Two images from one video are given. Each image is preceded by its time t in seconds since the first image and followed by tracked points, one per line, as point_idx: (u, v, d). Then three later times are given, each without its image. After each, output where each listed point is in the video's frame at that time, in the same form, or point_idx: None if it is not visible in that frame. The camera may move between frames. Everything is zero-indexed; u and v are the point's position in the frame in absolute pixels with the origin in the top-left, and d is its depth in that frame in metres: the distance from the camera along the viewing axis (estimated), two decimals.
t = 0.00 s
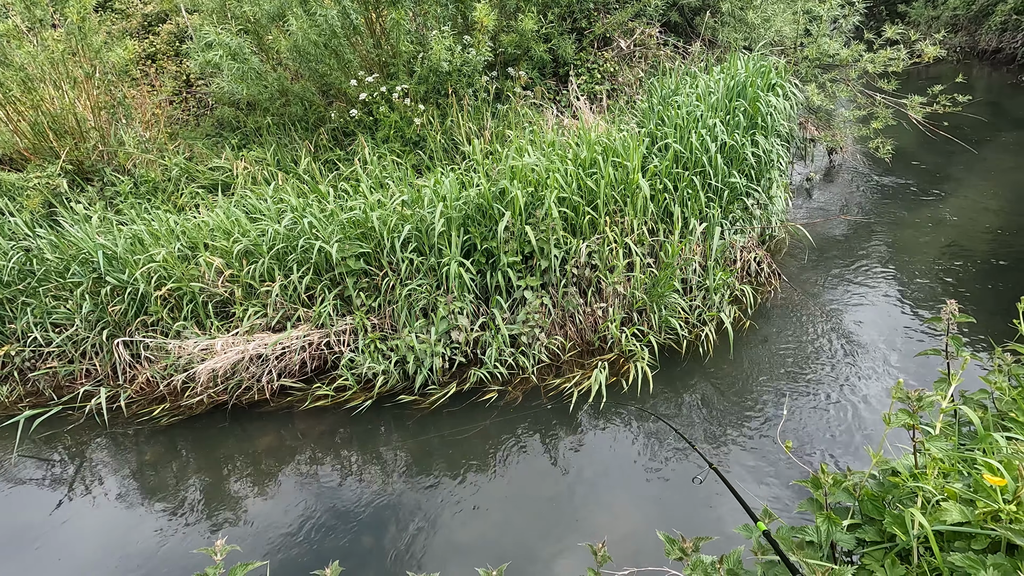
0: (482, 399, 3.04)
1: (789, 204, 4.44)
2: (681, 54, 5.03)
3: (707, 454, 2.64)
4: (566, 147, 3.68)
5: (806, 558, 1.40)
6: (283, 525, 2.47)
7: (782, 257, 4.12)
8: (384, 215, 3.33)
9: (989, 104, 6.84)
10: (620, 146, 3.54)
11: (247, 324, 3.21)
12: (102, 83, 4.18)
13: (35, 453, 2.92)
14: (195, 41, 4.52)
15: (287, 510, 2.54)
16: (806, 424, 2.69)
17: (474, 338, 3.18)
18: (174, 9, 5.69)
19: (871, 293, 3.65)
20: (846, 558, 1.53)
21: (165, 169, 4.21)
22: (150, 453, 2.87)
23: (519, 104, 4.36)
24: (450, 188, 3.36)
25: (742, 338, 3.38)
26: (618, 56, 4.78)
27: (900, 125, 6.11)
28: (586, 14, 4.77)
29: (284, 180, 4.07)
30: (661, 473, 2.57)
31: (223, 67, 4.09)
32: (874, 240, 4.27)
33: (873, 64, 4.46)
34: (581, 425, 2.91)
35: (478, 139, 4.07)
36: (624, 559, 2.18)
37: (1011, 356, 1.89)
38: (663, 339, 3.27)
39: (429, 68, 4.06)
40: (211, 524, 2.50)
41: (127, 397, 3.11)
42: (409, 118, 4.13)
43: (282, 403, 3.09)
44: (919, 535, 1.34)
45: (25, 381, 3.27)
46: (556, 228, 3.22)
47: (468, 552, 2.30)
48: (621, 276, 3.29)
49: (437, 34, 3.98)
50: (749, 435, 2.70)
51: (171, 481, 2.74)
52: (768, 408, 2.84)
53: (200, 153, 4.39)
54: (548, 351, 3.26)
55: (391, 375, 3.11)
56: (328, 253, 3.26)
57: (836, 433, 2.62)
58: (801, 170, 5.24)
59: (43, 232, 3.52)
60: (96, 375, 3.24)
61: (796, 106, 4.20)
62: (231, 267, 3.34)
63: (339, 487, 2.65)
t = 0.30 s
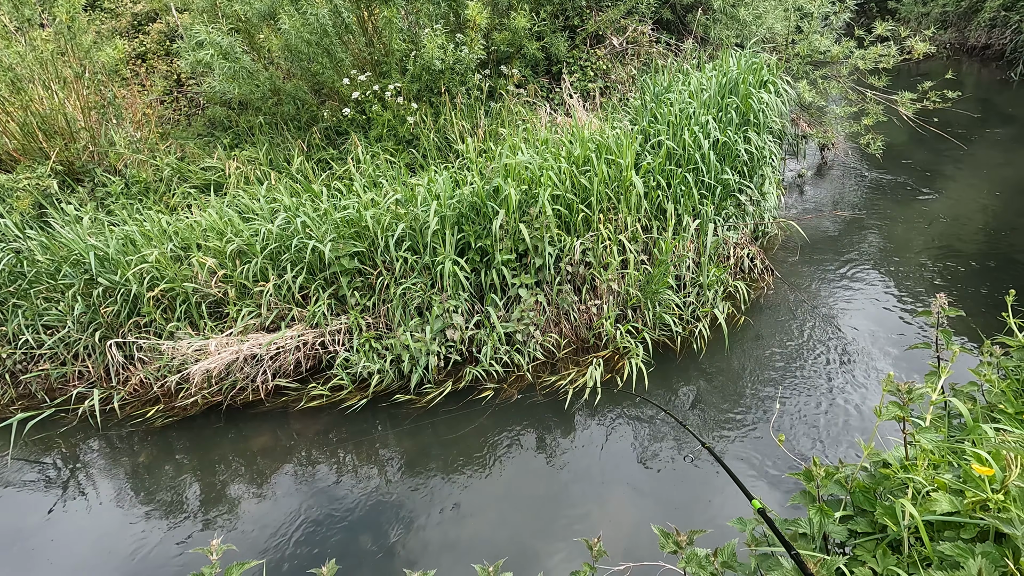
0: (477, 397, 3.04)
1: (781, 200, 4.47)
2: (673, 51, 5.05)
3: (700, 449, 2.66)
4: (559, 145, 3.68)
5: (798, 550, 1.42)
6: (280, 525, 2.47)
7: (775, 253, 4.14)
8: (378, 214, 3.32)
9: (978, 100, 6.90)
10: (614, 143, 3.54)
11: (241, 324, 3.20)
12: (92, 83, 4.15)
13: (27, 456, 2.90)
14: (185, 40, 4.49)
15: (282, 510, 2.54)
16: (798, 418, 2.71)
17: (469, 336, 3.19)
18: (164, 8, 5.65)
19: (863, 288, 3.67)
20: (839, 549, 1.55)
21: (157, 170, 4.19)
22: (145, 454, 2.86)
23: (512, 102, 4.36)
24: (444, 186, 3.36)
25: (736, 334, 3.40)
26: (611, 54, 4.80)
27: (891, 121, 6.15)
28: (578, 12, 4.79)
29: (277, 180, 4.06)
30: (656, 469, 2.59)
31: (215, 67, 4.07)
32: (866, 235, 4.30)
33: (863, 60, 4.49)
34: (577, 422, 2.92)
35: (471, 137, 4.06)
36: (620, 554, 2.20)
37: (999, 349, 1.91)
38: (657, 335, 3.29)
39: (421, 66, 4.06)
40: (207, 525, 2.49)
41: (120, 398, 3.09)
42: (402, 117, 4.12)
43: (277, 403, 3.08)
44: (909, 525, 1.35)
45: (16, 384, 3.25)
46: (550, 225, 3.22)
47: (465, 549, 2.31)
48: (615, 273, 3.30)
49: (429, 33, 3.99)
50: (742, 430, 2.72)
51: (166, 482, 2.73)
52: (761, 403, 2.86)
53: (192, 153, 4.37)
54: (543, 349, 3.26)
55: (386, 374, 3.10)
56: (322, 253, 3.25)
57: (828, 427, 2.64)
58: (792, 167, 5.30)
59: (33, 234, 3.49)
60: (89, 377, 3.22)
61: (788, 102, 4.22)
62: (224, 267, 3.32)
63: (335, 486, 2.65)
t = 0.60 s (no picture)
0: (472, 395, 3.05)
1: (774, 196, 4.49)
2: (666, 48, 5.07)
3: (694, 445, 2.68)
4: (553, 143, 3.69)
5: (787, 542, 1.43)
6: (276, 525, 2.47)
7: (768, 249, 4.16)
8: (371, 213, 3.32)
9: (969, 95, 6.94)
10: (607, 141, 3.55)
11: (235, 324, 3.19)
12: (82, 83, 4.12)
13: (20, 459, 2.88)
14: (176, 40, 4.47)
15: (278, 510, 2.54)
16: (790, 413, 2.74)
17: (464, 334, 3.19)
18: (155, 8, 5.62)
19: (855, 284, 3.70)
20: (829, 542, 1.56)
21: (148, 170, 4.17)
22: (140, 456, 2.85)
23: (505, 100, 4.36)
24: (438, 184, 3.35)
25: (730, 329, 3.41)
26: (604, 51, 4.81)
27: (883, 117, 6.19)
28: (570, 9, 4.80)
29: (270, 179, 4.05)
30: (650, 465, 2.60)
31: (206, 66, 4.05)
32: (858, 231, 4.33)
33: (855, 56, 4.52)
34: (572, 419, 2.93)
35: (464, 135, 4.06)
36: (614, 549, 2.21)
37: (987, 342, 1.94)
38: (651, 332, 3.30)
39: (414, 65, 4.06)
40: (202, 526, 2.49)
41: (114, 400, 3.08)
42: (395, 115, 4.12)
43: (272, 403, 3.07)
44: (897, 517, 1.37)
45: (9, 387, 3.23)
46: (544, 223, 3.23)
47: (460, 547, 2.32)
48: (609, 270, 3.31)
49: (421, 31, 3.99)
50: (735, 425, 2.74)
51: (162, 484, 2.72)
52: (754, 398, 2.88)
53: (184, 153, 4.35)
54: (537, 346, 3.27)
55: (381, 374, 3.10)
56: (316, 252, 3.25)
57: (819, 421, 2.66)
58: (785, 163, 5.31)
59: (24, 235, 3.46)
60: (82, 379, 3.21)
61: (780, 99, 4.24)
62: (217, 267, 3.31)
63: (332, 486, 2.65)
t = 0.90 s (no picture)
0: (466, 394, 3.05)
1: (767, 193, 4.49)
2: (659, 46, 5.07)
3: (687, 442, 2.68)
4: (545, 141, 3.68)
5: (773, 537, 1.44)
6: (268, 526, 2.46)
7: (761, 246, 4.17)
8: (363, 212, 3.31)
9: (961, 92, 6.97)
10: (599, 139, 3.55)
11: (227, 325, 3.18)
12: (72, 83, 4.10)
13: (12, 462, 2.87)
14: (167, 39, 4.45)
15: (271, 511, 2.53)
16: (781, 410, 2.74)
17: (457, 333, 3.19)
18: (145, 7, 5.59)
19: (847, 279, 3.71)
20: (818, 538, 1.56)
21: (140, 170, 4.15)
22: (133, 457, 2.84)
23: (498, 98, 4.36)
24: (430, 183, 3.35)
25: (723, 327, 3.42)
26: (597, 49, 4.81)
27: (876, 114, 6.21)
28: (563, 7, 4.80)
29: (262, 179, 4.03)
30: (644, 463, 2.61)
31: (197, 66, 4.04)
32: (850, 227, 4.34)
33: (847, 53, 4.53)
34: (566, 418, 2.93)
35: (457, 134, 4.05)
36: (606, 547, 2.21)
37: (974, 337, 1.95)
38: (644, 330, 3.31)
39: (406, 63, 4.05)
40: (195, 527, 2.49)
41: (106, 402, 3.07)
42: (387, 114, 4.11)
43: (265, 404, 3.06)
44: (881, 513, 1.37)
45: None
46: (536, 222, 3.23)
47: (452, 546, 2.31)
48: (602, 268, 3.31)
49: (413, 29, 3.99)
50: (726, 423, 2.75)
51: (155, 485, 2.72)
52: (745, 396, 2.89)
53: (176, 154, 4.33)
54: (531, 345, 3.27)
55: (375, 373, 3.10)
56: (308, 252, 3.23)
57: (809, 419, 2.67)
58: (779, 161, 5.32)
59: (14, 237, 3.44)
60: (74, 381, 3.19)
61: (772, 96, 4.24)
62: (209, 268, 3.30)
63: (326, 485, 2.65)
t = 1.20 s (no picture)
0: (461, 394, 3.04)
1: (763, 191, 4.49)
2: (653, 44, 5.07)
3: (682, 441, 2.68)
4: (540, 139, 3.68)
5: (761, 532, 1.46)
6: (263, 527, 2.46)
7: (757, 244, 4.17)
8: (357, 212, 3.30)
9: (956, 88, 6.98)
10: (593, 137, 3.54)
11: (221, 326, 3.17)
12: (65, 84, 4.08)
13: (6, 465, 2.86)
14: (160, 40, 4.43)
15: (266, 512, 2.53)
16: (775, 408, 2.74)
17: (452, 333, 3.18)
18: (139, 7, 5.57)
19: (841, 276, 3.71)
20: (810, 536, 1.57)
21: (134, 171, 4.14)
22: (127, 460, 2.83)
23: (493, 97, 4.35)
24: (424, 182, 3.34)
25: (718, 325, 3.42)
26: (592, 47, 4.81)
27: (871, 111, 6.21)
28: (558, 6, 4.80)
29: (256, 179, 4.02)
30: (639, 462, 2.60)
31: (190, 66, 4.02)
32: (846, 224, 4.35)
33: (841, 51, 4.54)
34: (561, 417, 2.92)
35: (452, 133, 4.04)
36: (601, 545, 2.21)
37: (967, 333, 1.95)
38: (640, 328, 3.31)
39: (400, 62, 4.05)
40: (189, 529, 2.48)
41: (100, 404, 3.05)
42: (382, 114, 4.10)
43: (260, 405, 3.05)
44: (871, 510, 1.37)
45: None
46: (531, 221, 3.22)
47: (447, 546, 2.31)
48: (597, 267, 3.31)
49: (407, 29, 3.98)
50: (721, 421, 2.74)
51: (150, 487, 2.71)
52: (739, 394, 2.89)
53: (170, 154, 4.31)
54: (526, 344, 3.27)
55: (370, 373, 3.09)
56: (302, 252, 3.22)
57: (803, 416, 2.66)
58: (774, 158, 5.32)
59: (7, 239, 3.42)
60: (68, 383, 3.18)
61: (767, 93, 4.24)
62: (203, 268, 3.29)
63: (321, 486, 2.64)
